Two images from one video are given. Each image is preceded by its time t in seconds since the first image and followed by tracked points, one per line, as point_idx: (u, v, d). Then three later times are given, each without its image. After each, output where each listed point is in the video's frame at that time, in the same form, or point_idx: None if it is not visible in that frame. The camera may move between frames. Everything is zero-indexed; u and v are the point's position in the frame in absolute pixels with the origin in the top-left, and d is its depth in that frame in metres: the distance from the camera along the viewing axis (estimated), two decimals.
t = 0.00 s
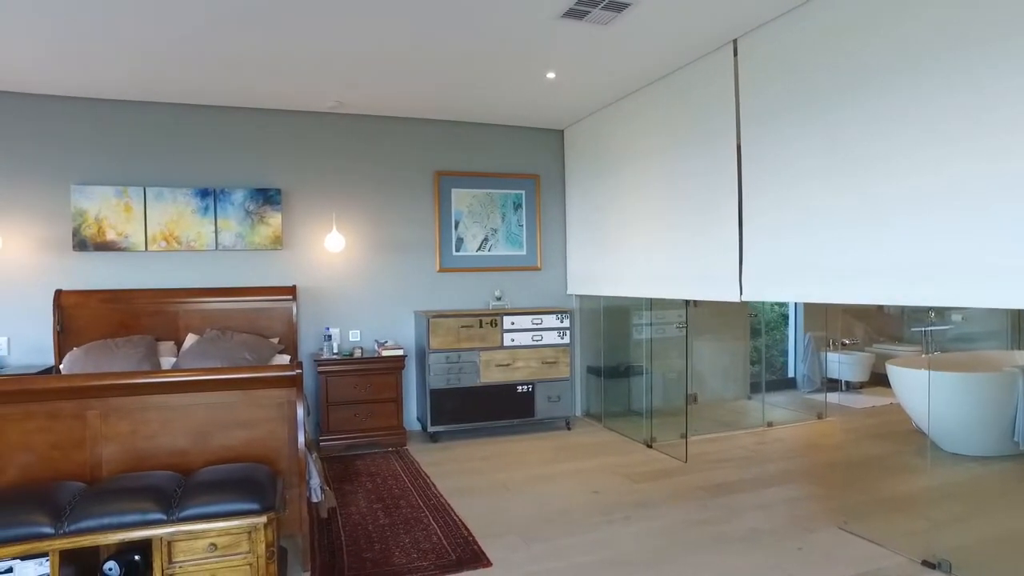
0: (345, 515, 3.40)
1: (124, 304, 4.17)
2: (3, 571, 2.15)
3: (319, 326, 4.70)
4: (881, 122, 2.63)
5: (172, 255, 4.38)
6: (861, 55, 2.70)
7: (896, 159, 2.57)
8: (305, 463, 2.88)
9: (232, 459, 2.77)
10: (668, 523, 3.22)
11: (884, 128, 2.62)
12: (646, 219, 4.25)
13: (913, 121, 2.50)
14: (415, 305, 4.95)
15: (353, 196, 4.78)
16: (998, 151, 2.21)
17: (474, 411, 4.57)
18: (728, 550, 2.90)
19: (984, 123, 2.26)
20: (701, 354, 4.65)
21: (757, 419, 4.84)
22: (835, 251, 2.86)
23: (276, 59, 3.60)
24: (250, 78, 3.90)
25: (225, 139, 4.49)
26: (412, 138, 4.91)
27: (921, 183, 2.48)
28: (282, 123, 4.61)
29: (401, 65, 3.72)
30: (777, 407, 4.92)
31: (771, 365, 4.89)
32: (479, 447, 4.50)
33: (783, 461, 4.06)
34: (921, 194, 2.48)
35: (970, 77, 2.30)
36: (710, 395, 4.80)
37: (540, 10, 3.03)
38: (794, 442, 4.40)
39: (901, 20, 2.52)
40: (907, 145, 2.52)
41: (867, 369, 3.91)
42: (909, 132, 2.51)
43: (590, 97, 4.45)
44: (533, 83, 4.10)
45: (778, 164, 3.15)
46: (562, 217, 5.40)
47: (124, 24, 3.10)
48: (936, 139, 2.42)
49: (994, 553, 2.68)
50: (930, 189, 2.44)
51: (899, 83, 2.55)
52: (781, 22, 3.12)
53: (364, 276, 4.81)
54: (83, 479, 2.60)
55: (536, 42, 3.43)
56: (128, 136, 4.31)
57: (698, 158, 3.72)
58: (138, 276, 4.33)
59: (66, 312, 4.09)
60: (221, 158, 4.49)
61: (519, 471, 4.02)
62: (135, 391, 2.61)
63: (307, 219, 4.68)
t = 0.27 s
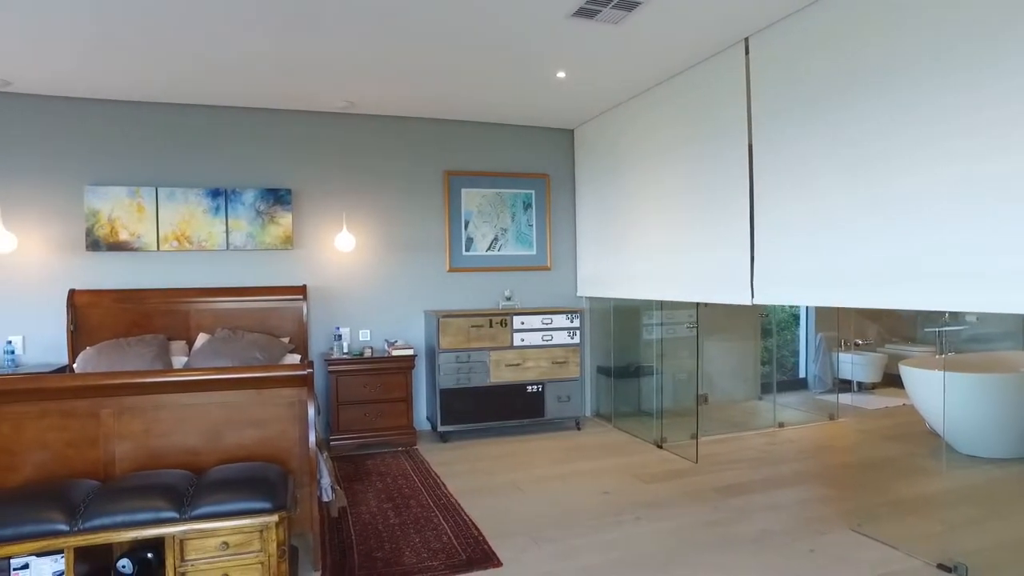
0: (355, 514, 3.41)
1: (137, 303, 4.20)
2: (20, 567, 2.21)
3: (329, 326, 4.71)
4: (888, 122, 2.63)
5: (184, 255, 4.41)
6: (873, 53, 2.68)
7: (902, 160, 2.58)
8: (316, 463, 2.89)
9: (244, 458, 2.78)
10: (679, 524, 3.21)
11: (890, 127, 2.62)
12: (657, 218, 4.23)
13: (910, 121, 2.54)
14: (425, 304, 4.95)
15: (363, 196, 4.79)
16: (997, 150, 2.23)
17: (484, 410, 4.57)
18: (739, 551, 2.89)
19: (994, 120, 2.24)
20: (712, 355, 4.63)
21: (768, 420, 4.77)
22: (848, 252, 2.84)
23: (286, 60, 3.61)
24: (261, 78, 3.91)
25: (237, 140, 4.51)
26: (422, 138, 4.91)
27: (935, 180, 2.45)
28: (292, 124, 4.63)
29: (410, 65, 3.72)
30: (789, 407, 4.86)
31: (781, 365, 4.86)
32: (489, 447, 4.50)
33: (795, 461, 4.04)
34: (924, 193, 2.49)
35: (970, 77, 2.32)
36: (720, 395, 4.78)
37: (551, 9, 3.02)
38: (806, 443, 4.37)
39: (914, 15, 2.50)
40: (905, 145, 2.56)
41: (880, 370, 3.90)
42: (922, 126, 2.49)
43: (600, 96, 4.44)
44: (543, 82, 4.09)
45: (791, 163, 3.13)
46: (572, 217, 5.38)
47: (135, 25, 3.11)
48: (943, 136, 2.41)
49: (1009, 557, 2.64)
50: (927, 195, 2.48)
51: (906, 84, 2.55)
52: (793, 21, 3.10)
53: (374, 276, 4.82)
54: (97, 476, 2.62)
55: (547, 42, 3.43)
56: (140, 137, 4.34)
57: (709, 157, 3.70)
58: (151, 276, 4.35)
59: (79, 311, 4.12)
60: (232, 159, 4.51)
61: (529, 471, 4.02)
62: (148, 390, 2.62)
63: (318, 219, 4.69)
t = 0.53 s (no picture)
0: (364, 514, 3.41)
1: (148, 302, 4.22)
2: (34, 563, 2.22)
3: (338, 325, 4.72)
4: (897, 120, 2.63)
5: (194, 254, 4.43)
6: (887, 51, 2.66)
7: (911, 158, 2.57)
8: (326, 462, 2.89)
9: (254, 457, 2.78)
10: (689, 524, 3.20)
11: (897, 126, 2.63)
12: (667, 218, 4.22)
13: (911, 121, 2.57)
14: (434, 304, 4.96)
15: (372, 196, 4.80)
16: (1013, 149, 2.21)
17: (493, 410, 4.56)
18: (750, 552, 2.87)
19: (1004, 118, 2.24)
20: (722, 355, 4.61)
21: (778, 421, 4.73)
22: (859, 253, 2.82)
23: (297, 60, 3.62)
24: (271, 79, 3.93)
25: (247, 140, 4.53)
26: (431, 138, 4.92)
27: (951, 179, 2.43)
28: (302, 124, 4.64)
29: (420, 65, 3.72)
30: (799, 409, 4.82)
31: (792, 365, 4.82)
32: (497, 447, 4.50)
33: (806, 462, 4.01)
34: (934, 191, 2.49)
35: (980, 75, 2.31)
36: (730, 396, 4.76)
37: (560, 9, 3.02)
38: (816, 444, 4.35)
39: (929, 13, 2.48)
40: (912, 145, 2.57)
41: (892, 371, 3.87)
42: (937, 126, 2.47)
43: (610, 96, 4.43)
44: (553, 81, 4.08)
45: (803, 162, 3.11)
46: (581, 217, 5.37)
47: (146, 26, 3.13)
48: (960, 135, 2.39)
49: None
50: (935, 195, 2.48)
51: (914, 84, 2.55)
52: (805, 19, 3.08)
53: (383, 275, 4.83)
54: (108, 475, 2.63)
55: (556, 40, 3.42)
56: (151, 137, 4.36)
57: (719, 157, 3.69)
58: (162, 276, 4.38)
59: (91, 310, 4.15)
60: (242, 159, 4.53)
61: (538, 471, 4.01)
62: (159, 389, 2.64)
63: (328, 219, 4.71)
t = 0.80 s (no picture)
0: (374, 513, 3.42)
1: (159, 301, 4.25)
2: (49, 559, 2.24)
3: (348, 324, 4.73)
4: (910, 119, 2.60)
5: (205, 254, 4.45)
6: (899, 49, 2.63)
7: (923, 159, 2.56)
8: (336, 461, 2.90)
9: (265, 456, 2.79)
10: (700, 525, 3.18)
11: (909, 125, 2.61)
12: (677, 217, 4.20)
13: (923, 120, 2.55)
14: (444, 304, 4.96)
15: (382, 196, 4.81)
16: None
17: (502, 410, 4.56)
18: (761, 553, 2.85)
19: (1017, 116, 2.22)
20: (732, 355, 4.59)
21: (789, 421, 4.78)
22: (872, 253, 2.80)
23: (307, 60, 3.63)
24: (281, 79, 3.94)
25: (257, 140, 4.55)
26: (440, 138, 4.92)
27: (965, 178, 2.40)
28: (312, 124, 4.65)
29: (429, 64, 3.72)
30: (810, 409, 4.84)
31: (803, 366, 4.77)
32: (507, 446, 4.50)
33: (817, 463, 3.99)
34: (945, 192, 2.48)
35: (996, 72, 2.28)
36: (741, 396, 4.75)
37: (570, 8, 3.01)
38: (828, 445, 4.32)
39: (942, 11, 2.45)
40: (927, 144, 2.53)
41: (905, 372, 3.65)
42: (951, 125, 2.44)
43: (620, 95, 4.41)
44: (562, 81, 4.07)
45: (814, 160, 3.08)
46: (591, 217, 5.36)
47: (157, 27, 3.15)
48: (975, 133, 2.36)
49: None
50: (949, 194, 2.45)
51: (927, 82, 2.52)
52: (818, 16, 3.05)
53: (392, 275, 4.84)
54: (121, 473, 2.65)
55: (565, 39, 3.41)
56: (163, 137, 4.39)
57: (730, 156, 3.66)
58: (173, 275, 4.40)
59: (103, 310, 4.18)
60: (252, 159, 4.54)
61: (547, 471, 4.00)
62: (172, 388, 2.65)
63: (337, 218, 4.72)
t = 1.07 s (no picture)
0: (383, 512, 3.42)
1: (170, 301, 4.27)
2: (62, 556, 2.28)
3: (357, 324, 4.74)
4: (922, 118, 2.58)
5: (216, 254, 4.47)
6: (912, 47, 2.61)
7: (937, 157, 2.52)
8: (345, 460, 2.91)
9: (275, 455, 2.80)
10: (710, 526, 3.17)
11: (921, 124, 2.58)
12: (686, 217, 4.18)
13: (936, 118, 2.52)
14: (452, 303, 4.96)
15: (391, 196, 4.82)
16: None
17: (511, 410, 4.56)
18: (772, 555, 2.83)
19: None
20: (743, 355, 4.57)
21: (799, 422, 4.73)
22: (884, 253, 2.77)
23: (316, 61, 3.64)
24: (289, 80, 3.95)
25: (267, 140, 4.57)
26: (449, 138, 4.92)
27: (979, 178, 2.37)
28: (321, 124, 4.67)
29: (437, 64, 3.73)
30: (821, 410, 4.80)
31: (813, 366, 4.76)
32: (516, 446, 4.49)
33: (828, 465, 3.96)
34: (959, 191, 2.45)
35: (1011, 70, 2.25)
36: (751, 396, 4.75)
37: (579, 7, 3.00)
38: (838, 446, 4.30)
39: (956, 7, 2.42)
40: (942, 142, 2.50)
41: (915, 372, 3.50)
42: (965, 124, 2.41)
43: (629, 94, 4.40)
44: (571, 80, 4.06)
45: (825, 159, 3.06)
46: (600, 216, 5.35)
47: (168, 28, 3.16)
48: (989, 132, 2.33)
49: None
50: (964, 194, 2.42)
51: (940, 80, 2.50)
52: (828, 14, 3.03)
53: (401, 275, 4.84)
54: (132, 471, 2.66)
55: (574, 39, 3.40)
56: (173, 138, 4.41)
57: (740, 155, 3.65)
58: (184, 275, 4.43)
59: (115, 309, 4.21)
60: (262, 159, 4.56)
61: (556, 471, 4.00)
62: (182, 387, 2.66)
63: (347, 218, 4.73)
